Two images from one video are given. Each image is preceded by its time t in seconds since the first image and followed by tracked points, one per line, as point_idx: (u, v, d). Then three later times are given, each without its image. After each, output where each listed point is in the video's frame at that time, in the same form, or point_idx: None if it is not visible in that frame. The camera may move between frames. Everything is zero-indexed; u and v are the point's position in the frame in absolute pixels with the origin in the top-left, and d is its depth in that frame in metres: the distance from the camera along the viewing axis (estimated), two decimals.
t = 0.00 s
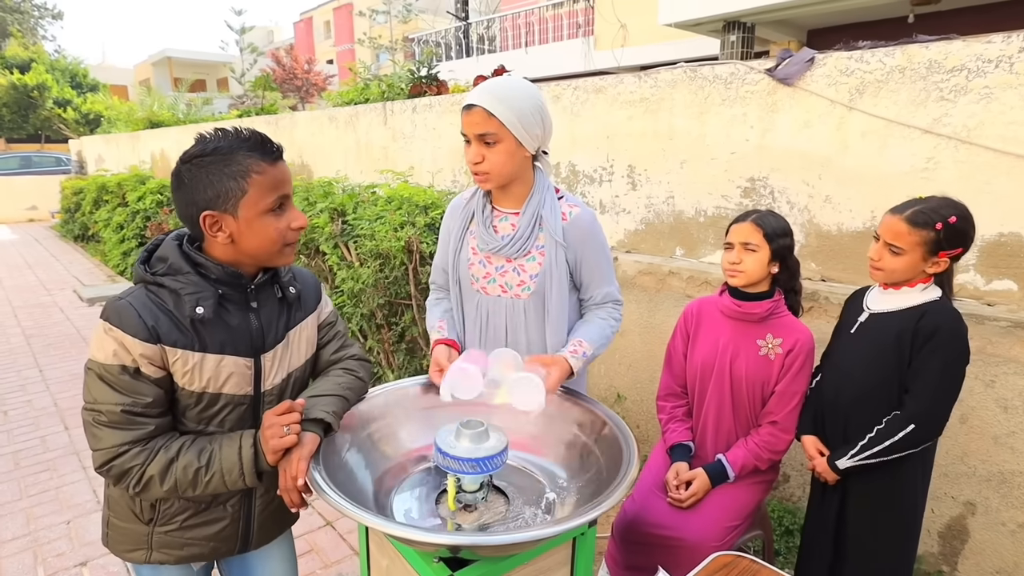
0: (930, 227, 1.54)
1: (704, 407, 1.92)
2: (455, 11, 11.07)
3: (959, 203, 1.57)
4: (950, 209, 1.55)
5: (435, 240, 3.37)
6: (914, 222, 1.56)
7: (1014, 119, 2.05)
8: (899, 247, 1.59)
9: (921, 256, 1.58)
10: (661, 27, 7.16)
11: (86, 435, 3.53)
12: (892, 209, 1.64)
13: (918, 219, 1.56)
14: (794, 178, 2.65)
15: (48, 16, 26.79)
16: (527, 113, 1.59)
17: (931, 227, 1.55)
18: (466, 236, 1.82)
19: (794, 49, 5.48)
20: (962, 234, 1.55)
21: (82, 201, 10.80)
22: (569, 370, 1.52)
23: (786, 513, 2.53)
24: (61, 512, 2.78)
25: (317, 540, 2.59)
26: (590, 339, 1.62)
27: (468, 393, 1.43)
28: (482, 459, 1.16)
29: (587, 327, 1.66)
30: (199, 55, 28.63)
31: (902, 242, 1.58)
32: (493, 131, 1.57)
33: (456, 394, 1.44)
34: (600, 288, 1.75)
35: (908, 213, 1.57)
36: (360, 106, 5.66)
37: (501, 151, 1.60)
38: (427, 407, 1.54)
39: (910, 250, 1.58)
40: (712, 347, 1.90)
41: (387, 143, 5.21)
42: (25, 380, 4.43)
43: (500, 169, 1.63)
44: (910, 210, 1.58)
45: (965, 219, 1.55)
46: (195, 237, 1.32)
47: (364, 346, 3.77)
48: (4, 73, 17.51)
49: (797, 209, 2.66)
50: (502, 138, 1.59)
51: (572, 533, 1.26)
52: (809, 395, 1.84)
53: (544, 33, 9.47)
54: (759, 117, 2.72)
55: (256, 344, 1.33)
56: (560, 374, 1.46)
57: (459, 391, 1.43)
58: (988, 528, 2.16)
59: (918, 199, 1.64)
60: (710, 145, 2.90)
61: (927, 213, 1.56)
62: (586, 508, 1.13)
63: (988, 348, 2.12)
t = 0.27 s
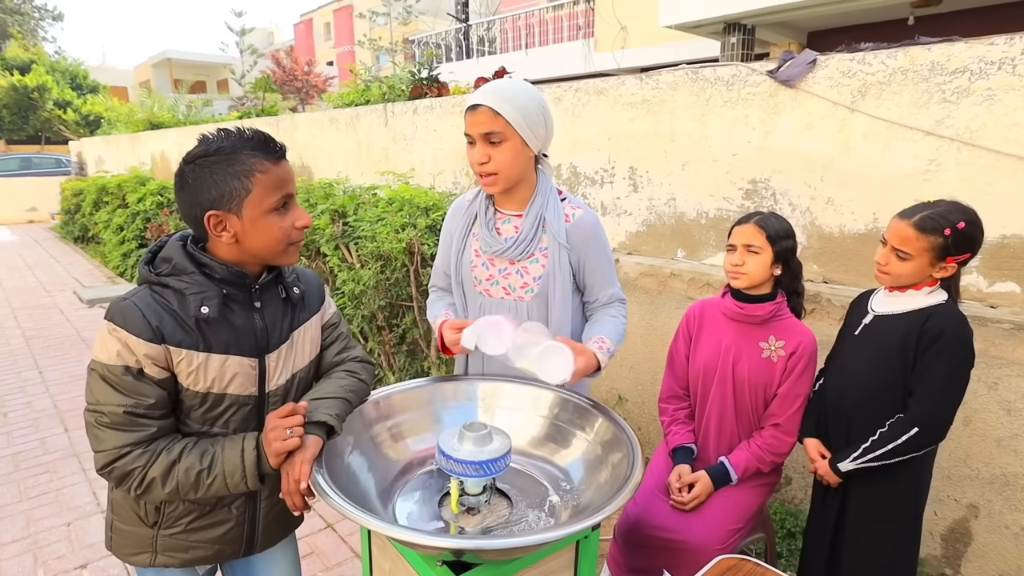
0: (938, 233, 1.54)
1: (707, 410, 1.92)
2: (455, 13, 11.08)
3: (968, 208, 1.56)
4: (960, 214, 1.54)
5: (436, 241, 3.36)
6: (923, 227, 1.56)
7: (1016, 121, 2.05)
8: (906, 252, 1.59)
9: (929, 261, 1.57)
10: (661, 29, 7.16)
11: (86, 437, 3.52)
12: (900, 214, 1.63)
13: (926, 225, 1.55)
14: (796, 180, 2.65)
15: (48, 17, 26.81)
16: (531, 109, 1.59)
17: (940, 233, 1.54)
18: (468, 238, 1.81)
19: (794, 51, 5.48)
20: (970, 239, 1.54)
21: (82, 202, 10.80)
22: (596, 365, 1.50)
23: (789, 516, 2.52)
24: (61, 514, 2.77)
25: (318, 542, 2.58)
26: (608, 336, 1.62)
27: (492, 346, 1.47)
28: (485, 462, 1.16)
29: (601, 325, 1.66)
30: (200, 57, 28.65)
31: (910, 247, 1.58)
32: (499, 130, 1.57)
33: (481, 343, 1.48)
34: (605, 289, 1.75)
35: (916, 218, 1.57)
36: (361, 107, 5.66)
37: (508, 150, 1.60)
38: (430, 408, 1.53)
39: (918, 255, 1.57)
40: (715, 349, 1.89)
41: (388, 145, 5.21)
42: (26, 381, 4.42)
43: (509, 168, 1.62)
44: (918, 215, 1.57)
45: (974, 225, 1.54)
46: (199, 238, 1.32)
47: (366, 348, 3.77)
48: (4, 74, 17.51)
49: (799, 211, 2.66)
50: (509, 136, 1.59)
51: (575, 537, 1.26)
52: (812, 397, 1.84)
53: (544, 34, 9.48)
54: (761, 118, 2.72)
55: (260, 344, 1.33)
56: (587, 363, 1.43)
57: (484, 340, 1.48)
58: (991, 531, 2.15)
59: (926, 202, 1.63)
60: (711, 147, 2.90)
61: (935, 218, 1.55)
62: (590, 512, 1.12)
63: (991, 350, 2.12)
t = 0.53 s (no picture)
0: (942, 237, 1.53)
1: (709, 412, 1.92)
2: (455, 16, 11.10)
3: (974, 212, 1.55)
4: (965, 218, 1.54)
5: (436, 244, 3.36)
6: (927, 230, 1.55)
7: (1017, 123, 2.05)
8: (910, 255, 1.58)
9: (933, 264, 1.57)
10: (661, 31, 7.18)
11: (86, 440, 3.51)
12: (906, 216, 1.62)
13: (931, 228, 1.55)
14: (796, 182, 2.65)
15: (48, 20, 26.85)
16: (525, 116, 1.59)
17: (944, 237, 1.54)
18: (470, 244, 1.80)
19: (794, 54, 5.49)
20: (975, 243, 1.54)
21: (81, 205, 10.80)
22: (611, 378, 1.53)
23: (790, 519, 2.52)
24: (61, 517, 2.77)
25: (319, 545, 2.57)
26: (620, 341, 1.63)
27: (512, 400, 1.49)
28: (487, 465, 1.16)
29: (610, 330, 1.67)
30: (200, 60, 28.70)
31: (913, 251, 1.58)
32: (495, 141, 1.57)
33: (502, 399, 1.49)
34: (607, 289, 1.75)
35: (921, 221, 1.56)
36: (361, 110, 5.67)
37: (505, 159, 1.60)
38: (432, 411, 1.53)
39: (921, 258, 1.57)
40: (717, 352, 1.89)
41: (388, 147, 5.21)
42: (25, 384, 4.41)
43: (507, 177, 1.62)
44: (923, 218, 1.57)
45: (979, 229, 1.54)
46: (202, 240, 1.32)
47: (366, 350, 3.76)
48: (4, 77, 17.53)
49: (800, 213, 2.66)
50: (506, 147, 1.58)
51: (577, 540, 1.25)
52: (815, 400, 1.83)
53: (544, 37, 9.49)
54: (762, 121, 2.72)
55: (262, 346, 1.32)
56: (604, 385, 1.50)
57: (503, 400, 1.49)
58: (994, 534, 2.15)
59: (933, 205, 1.62)
60: (712, 149, 2.90)
61: (940, 222, 1.55)
62: (592, 515, 1.12)
63: (992, 352, 2.12)
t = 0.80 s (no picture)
0: (938, 241, 1.54)
1: (708, 414, 1.92)
2: (453, 19, 11.13)
3: (970, 216, 1.56)
4: (960, 222, 1.54)
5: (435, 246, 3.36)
6: (923, 235, 1.56)
7: (1014, 126, 2.06)
8: (907, 260, 1.59)
9: (930, 268, 1.57)
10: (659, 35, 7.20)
11: (83, 443, 3.50)
12: (902, 221, 1.63)
13: (927, 233, 1.55)
14: (794, 185, 2.66)
15: (46, 23, 26.86)
16: (518, 121, 1.58)
17: (940, 241, 1.54)
18: (469, 246, 1.80)
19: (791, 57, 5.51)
20: (972, 247, 1.54)
21: (79, 208, 10.79)
22: (607, 379, 1.53)
23: (789, 521, 2.53)
24: (58, 521, 2.75)
25: (317, 549, 2.56)
26: (618, 345, 1.63)
27: (506, 409, 1.39)
28: (487, 467, 1.15)
29: (608, 332, 1.67)
30: (198, 63, 28.71)
31: (910, 255, 1.58)
32: (486, 145, 1.57)
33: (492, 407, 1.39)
34: (606, 290, 1.75)
35: (917, 226, 1.57)
36: (360, 113, 5.67)
37: (496, 164, 1.60)
38: (431, 415, 1.52)
39: (918, 263, 1.58)
40: (715, 354, 1.89)
41: (387, 150, 5.22)
42: (22, 387, 4.40)
43: (498, 182, 1.62)
44: (919, 223, 1.57)
45: (975, 233, 1.54)
46: (202, 241, 1.32)
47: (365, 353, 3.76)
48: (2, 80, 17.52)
49: (798, 216, 2.67)
50: (496, 151, 1.58)
51: (577, 543, 1.25)
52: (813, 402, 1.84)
53: (542, 40, 9.52)
54: (760, 124, 2.73)
55: (261, 349, 1.32)
56: (599, 385, 1.48)
57: (497, 407, 1.39)
58: (992, 536, 2.15)
59: (929, 209, 1.63)
60: (710, 152, 2.91)
61: (936, 226, 1.55)
62: (592, 517, 1.12)
63: (990, 354, 2.13)
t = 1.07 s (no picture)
0: (935, 241, 1.54)
1: (707, 415, 1.92)
2: (452, 21, 11.14)
3: (964, 215, 1.57)
4: (955, 222, 1.55)
5: (434, 248, 3.36)
6: (919, 235, 1.56)
7: (1012, 127, 2.06)
8: (904, 260, 1.59)
9: (927, 269, 1.58)
10: (658, 37, 7.22)
11: (81, 445, 3.49)
12: (897, 221, 1.63)
13: (923, 233, 1.55)
14: (793, 186, 2.66)
15: (45, 25, 26.87)
16: (519, 119, 1.58)
17: (936, 241, 1.54)
18: (468, 246, 1.80)
19: (790, 59, 5.52)
20: (967, 247, 1.55)
21: (77, 210, 10.78)
22: (604, 383, 1.52)
23: (788, 522, 2.53)
24: (56, 523, 2.75)
25: (316, 551, 2.56)
26: (615, 348, 1.63)
27: (503, 412, 1.39)
28: (487, 468, 1.15)
29: (606, 336, 1.67)
30: (196, 65, 28.72)
31: (907, 256, 1.58)
32: (489, 146, 1.57)
33: (489, 411, 1.40)
34: (604, 291, 1.75)
35: (913, 227, 1.57)
36: (359, 114, 5.68)
37: (500, 164, 1.61)
38: (429, 416, 1.52)
39: (916, 263, 1.58)
40: (715, 355, 1.89)
41: (386, 152, 5.22)
42: (20, 390, 4.39)
43: (502, 182, 1.63)
44: (915, 224, 1.57)
45: (970, 233, 1.55)
46: (202, 241, 1.32)
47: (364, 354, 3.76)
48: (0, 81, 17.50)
49: (796, 217, 2.67)
50: (500, 151, 1.59)
51: (577, 544, 1.25)
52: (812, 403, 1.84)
53: (541, 42, 9.53)
54: (758, 125, 2.73)
55: (259, 350, 1.32)
56: (595, 389, 1.48)
57: (492, 411, 1.39)
58: (991, 536, 2.15)
59: (923, 209, 1.63)
60: (709, 154, 2.92)
61: (932, 226, 1.56)
62: (591, 518, 1.12)
63: (988, 355, 2.13)
